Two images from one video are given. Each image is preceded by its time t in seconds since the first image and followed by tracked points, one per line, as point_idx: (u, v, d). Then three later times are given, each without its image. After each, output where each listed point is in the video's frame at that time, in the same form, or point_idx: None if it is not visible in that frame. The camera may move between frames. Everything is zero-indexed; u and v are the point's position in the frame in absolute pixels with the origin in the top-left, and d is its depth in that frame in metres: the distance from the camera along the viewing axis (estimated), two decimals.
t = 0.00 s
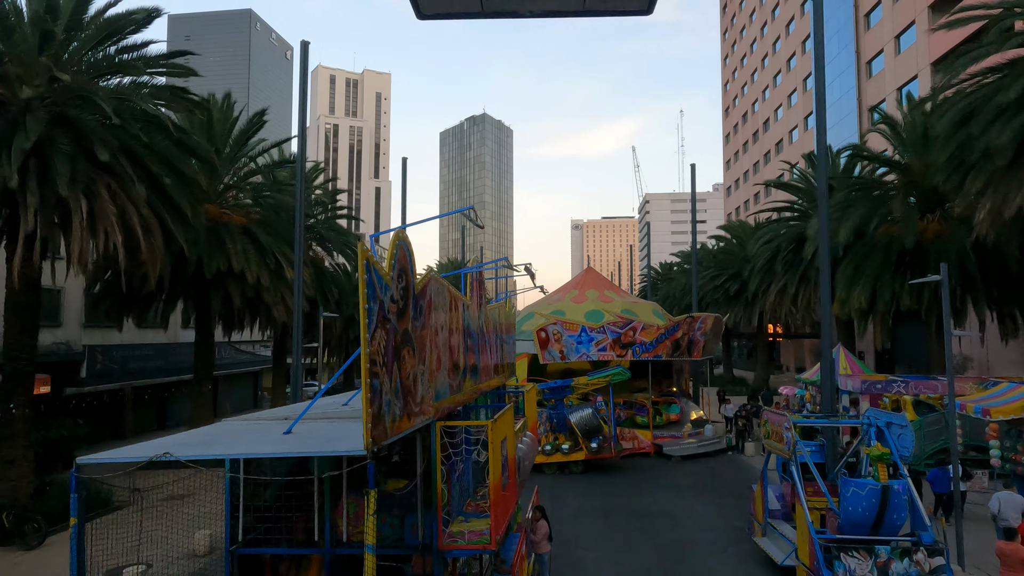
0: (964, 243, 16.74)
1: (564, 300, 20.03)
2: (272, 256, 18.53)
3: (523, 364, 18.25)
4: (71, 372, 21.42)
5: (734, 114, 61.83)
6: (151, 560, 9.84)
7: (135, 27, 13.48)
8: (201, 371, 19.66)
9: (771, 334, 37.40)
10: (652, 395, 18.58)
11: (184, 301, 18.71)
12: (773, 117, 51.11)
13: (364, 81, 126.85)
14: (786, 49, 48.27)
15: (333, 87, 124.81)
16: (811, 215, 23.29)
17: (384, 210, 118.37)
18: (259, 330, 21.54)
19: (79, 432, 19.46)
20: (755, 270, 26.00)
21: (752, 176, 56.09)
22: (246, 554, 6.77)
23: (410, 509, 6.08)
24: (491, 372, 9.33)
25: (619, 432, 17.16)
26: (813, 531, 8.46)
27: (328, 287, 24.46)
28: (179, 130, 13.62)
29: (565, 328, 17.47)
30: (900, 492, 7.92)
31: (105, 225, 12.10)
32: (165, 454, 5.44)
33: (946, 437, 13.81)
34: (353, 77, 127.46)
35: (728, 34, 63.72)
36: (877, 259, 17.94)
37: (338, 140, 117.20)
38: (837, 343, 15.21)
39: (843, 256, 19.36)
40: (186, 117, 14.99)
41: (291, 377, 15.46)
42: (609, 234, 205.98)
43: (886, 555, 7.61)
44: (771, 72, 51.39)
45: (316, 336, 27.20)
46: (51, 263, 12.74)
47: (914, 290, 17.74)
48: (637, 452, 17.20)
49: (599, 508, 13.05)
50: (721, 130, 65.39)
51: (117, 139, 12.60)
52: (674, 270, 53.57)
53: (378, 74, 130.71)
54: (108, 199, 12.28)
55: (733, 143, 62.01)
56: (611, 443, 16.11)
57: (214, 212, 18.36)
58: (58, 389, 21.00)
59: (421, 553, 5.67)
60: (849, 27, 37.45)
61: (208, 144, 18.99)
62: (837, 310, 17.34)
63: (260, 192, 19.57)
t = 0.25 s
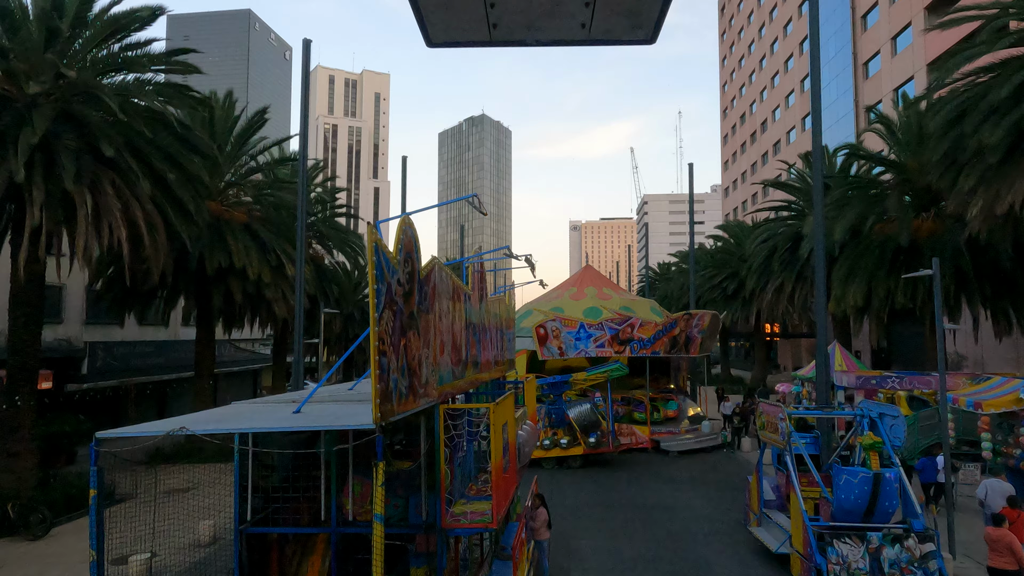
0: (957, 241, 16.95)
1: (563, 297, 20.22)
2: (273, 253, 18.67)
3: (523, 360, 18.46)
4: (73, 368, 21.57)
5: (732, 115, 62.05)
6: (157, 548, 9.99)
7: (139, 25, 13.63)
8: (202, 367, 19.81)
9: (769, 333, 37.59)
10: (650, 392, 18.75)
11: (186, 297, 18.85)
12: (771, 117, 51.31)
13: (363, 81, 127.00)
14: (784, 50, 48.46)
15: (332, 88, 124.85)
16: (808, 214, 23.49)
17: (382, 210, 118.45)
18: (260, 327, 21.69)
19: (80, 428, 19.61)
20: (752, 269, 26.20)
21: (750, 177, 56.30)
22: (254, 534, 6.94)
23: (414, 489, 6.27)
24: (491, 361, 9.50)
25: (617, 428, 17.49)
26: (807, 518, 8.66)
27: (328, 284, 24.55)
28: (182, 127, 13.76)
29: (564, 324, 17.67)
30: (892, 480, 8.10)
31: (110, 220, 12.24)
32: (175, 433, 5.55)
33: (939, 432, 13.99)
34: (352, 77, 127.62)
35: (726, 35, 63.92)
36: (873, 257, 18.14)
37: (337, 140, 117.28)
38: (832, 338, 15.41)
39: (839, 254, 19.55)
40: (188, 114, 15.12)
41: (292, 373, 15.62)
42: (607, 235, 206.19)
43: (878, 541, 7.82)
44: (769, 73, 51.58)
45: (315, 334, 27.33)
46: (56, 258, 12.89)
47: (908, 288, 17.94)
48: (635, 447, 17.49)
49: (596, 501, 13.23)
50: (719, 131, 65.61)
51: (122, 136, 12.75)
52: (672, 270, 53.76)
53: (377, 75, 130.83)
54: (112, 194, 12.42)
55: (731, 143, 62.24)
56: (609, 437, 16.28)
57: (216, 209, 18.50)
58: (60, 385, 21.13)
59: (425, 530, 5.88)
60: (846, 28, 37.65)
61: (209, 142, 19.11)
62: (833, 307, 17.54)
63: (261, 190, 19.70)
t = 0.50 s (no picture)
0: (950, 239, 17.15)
1: (560, 294, 20.38)
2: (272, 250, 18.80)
3: (520, 356, 18.61)
4: (73, 365, 21.67)
5: (729, 117, 62.35)
6: (159, 538, 10.11)
7: (141, 23, 13.76)
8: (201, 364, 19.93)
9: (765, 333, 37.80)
10: (647, 388, 18.87)
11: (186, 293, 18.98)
12: (768, 119, 51.58)
13: (361, 82, 127.20)
14: (780, 52, 48.76)
15: (330, 88, 124.97)
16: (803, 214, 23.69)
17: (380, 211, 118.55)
18: (258, 324, 21.80)
19: (80, 424, 19.72)
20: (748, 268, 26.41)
21: (747, 178, 56.57)
22: (259, 515, 7.10)
23: (415, 471, 6.43)
24: (490, 354, 9.65)
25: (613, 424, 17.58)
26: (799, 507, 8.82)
27: (327, 282, 24.66)
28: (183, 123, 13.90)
29: (561, 321, 17.88)
30: (882, 469, 8.25)
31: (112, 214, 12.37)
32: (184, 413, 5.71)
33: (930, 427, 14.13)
34: (351, 78, 127.80)
35: (723, 37, 64.24)
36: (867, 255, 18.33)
37: (335, 141, 117.41)
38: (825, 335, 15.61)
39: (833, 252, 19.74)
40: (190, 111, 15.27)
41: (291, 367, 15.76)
42: (604, 236, 206.52)
43: (868, 529, 7.99)
44: (766, 75, 51.86)
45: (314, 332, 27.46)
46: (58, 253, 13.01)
47: (901, 285, 18.12)
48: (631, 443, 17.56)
49: (593, 494, 13.38)
50: (717, 133, 65.90)
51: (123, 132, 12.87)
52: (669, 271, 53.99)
53: (375, 76, 131.00)
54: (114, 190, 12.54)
55: (728, 145, 62.52)
56: (606, 433, 16.47)
57: (216, 206, 18.65)
58: (59, 382, 21.23)
59: (425, 511, 6.01)
60: (842, 30, 37.90)
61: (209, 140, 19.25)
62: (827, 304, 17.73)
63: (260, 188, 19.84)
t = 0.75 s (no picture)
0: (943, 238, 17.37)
1: (558, 292, 20.53)
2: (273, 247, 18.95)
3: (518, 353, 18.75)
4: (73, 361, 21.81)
5: (726, 118, 62.64)
6: (162, 527, 10.27)
7: (144, 21, 13.92)
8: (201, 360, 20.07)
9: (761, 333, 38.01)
10: (643, 384, 19.05)
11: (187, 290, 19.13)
12: (765, 120, 51.84)
13: (360, 83, 127.29)
14: (777, 53, 49.02)
15: (329, 89, 125.06)
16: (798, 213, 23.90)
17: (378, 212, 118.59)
18: (258, 322, 21.92)
19: (80, 420, 19.86)
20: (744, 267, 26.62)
21: (744, 179, 56.81)
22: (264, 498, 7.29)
23: (417, 453, 6.61)
24: (489, 344, 9.80)
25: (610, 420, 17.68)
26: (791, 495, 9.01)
27: (326, 280, 24.80)
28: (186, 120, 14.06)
29: (559, 319, 18.02)
30: (872, 457, 8.44)
31: (116, 209, 12.52)
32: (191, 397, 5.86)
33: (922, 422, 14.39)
34: (349, 79, 127.87)
35: (720, 38, 64.51)
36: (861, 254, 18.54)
37: (334, 141, 117.50)
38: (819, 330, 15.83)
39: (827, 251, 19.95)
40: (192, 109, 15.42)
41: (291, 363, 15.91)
42: (602, 238, 206.79)
43: (859, 515, 8.20)
44: (763, 76, 52.13)
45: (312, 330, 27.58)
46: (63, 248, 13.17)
47: (895, 283, 18.35)
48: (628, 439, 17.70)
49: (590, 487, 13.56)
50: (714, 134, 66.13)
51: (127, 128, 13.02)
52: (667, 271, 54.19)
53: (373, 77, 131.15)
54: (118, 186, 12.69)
55: (725, 146, 62.79)
56: (603, 427, 16.67)
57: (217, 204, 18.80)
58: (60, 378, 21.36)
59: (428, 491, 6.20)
60: (838, 32, 38.14)
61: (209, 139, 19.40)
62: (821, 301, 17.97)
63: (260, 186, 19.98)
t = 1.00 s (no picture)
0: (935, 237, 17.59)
1: (555, 290, 20.69)
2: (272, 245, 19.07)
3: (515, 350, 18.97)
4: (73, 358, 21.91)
5: (723, 120, 62.92)
6: (163, 517, 10.41)
7: (146, 20, 14.07)
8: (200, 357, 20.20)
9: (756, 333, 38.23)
10: (641, 381, 19.17)
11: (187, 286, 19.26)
12: (761, 122, 52.13)
13: (357, 83, 127.32)
14: (773, 55, 49.31)
15: (326, 89, 125.05)
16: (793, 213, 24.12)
17: (376, 212, 118.59)
18: (257, 319, 22.03)
19: (80, 415, 19.96)
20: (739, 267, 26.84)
21: (740, 180, 57.07)
22: (269, 481, 7.51)
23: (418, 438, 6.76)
24: (487, 337, 9.95)
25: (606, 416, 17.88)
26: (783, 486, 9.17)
27: (325, 278, 24.91)
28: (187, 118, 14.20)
29: (555, 316, 18.20)
30: (862, 448, 8.60)
31: (118, 206, 12.66)
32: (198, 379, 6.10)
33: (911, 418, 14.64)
34: (347, 79, 127.88)
35: (717, 40, 64.82)
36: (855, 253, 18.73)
37: (331, 141, 117.53)
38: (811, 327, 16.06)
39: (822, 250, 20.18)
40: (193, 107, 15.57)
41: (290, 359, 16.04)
42: (599, 239, 207.00)
43: (848, 504, 8.39)
44: (759, 78, 52.42)
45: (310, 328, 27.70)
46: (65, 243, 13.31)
47: (888, 282, 18.55)
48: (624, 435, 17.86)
49: (586, 481, 13.74)
50: (711, 136, 66.40)
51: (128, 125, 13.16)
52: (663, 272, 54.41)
53: (371, 78, 131.23)
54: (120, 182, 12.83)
55: (722, 147, 63.06)
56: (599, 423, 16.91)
57: (217, 202, 18.93)
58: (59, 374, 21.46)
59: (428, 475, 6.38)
60: (833, 34, 38.42)
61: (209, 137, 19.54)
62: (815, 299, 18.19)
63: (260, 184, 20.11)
